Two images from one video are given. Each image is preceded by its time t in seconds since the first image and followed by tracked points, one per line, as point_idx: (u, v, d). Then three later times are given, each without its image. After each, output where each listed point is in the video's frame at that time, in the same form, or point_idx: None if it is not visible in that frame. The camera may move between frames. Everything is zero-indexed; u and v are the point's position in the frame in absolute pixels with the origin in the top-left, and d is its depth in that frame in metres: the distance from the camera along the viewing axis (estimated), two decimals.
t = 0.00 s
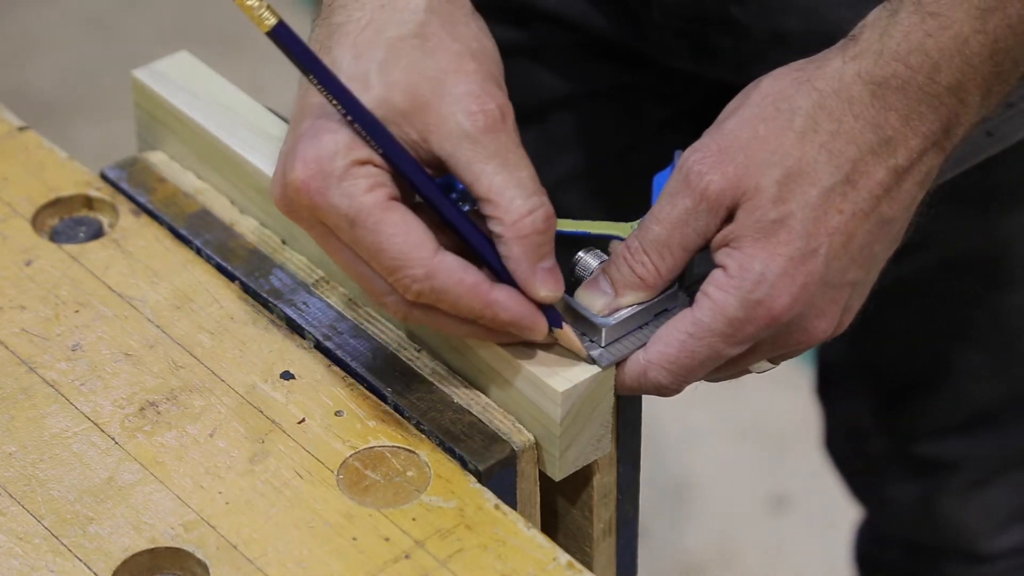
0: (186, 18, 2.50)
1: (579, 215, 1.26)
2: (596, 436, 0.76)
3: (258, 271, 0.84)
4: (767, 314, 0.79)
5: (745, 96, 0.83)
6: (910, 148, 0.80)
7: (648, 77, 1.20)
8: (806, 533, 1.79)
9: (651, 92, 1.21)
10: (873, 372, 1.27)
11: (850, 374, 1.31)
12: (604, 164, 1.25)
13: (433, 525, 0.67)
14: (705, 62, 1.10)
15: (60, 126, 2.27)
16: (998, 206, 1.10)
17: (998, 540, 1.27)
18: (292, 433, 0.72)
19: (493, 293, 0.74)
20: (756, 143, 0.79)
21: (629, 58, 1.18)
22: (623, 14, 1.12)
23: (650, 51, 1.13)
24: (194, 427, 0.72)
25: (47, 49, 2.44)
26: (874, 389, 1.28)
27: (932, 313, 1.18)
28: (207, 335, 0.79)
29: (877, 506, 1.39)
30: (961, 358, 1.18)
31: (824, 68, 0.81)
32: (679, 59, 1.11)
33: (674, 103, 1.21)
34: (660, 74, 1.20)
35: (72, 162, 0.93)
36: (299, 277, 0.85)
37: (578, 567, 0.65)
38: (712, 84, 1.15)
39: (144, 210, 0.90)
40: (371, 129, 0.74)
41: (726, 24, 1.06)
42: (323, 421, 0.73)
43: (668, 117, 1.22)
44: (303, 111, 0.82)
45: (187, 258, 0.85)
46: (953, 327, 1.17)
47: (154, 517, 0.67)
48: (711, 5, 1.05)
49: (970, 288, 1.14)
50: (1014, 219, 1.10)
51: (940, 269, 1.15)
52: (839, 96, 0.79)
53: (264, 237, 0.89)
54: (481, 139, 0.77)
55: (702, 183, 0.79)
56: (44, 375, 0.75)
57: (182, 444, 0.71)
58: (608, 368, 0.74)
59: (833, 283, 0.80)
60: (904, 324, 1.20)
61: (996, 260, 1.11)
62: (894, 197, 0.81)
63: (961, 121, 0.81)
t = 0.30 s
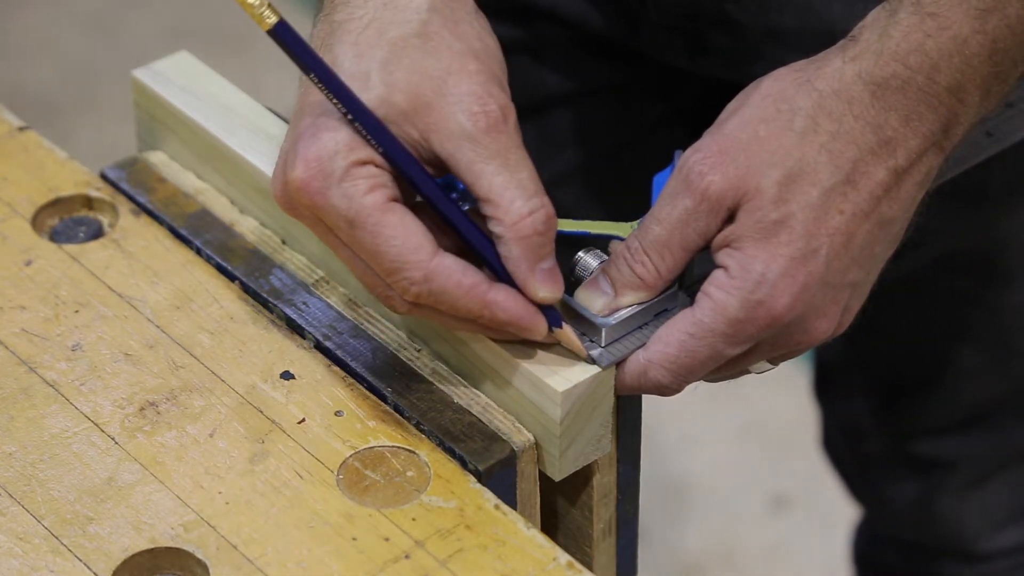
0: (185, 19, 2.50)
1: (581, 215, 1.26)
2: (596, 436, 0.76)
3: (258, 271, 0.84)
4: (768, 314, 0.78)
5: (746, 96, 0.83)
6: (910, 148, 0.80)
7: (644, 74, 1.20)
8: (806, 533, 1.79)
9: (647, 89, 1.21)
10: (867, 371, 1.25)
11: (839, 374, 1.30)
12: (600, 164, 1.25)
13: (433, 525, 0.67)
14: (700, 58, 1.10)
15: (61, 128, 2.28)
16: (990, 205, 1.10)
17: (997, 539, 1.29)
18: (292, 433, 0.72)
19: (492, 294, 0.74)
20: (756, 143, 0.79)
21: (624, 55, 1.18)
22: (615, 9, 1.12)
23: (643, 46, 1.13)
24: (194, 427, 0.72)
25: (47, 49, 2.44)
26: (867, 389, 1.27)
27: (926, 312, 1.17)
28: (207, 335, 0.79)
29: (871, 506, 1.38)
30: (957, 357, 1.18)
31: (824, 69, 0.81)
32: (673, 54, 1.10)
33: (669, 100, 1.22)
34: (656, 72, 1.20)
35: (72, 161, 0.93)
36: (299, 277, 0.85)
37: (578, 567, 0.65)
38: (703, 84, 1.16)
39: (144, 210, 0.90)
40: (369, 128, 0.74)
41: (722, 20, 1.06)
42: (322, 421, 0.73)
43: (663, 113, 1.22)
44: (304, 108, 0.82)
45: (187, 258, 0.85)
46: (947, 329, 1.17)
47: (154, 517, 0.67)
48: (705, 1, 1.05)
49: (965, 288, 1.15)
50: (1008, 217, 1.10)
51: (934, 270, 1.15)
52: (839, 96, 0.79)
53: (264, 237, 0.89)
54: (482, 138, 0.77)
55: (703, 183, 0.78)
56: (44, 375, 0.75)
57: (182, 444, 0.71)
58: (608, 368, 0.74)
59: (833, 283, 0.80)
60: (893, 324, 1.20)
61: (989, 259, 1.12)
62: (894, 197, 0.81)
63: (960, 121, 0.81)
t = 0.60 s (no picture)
0: (185, 19, 2.50)
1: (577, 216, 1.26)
2: (596, 436, 0.75)
3: (258, 272, 0.84)
4: (765, 311, 0.78)
5: (744, 95, 0.83)
6: (908, 146, 0.80)
7: (643, 74, 1.20)
8: (806, 533, 1.79)
9: (646, 89, 1.21)
10: (864, 370, 1.25)
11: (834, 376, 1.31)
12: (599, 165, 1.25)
13: (433, 525, 0.67)
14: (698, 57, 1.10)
15: (62, 129, 2.28)
16: (987, 201, 1.11)
17: (996, 537, 1.30)
18: (292, 433, 0.72)
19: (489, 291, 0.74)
20: (754, 142, 0.79)
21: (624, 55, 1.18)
22: (614, 9, 1.11)
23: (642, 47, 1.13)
24: (194, 427, 0.72)
25: (46, 49, 2.44)
26: (867, 388, 1.27)
27: (923, 310, 1.17)
28: (207, 335, 0.79)
29: (869, 505, 1.38)
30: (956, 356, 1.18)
31: (823, 67, 0.81)
32: (672, 53, 1.10)
33: (667, 99, 1.22)
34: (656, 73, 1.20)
35: (72, 161, 0.93)
36: (299, 278, 0.85)
37: (578, 567, 0.65)
38: (703, 83, 1.15)
39: (144, 210, 0.90)
40: (370, 125, 0.74)
41: (721, 21, 1.06)
42: (322, 421, 0.73)
43: (661, 112, 1.22)
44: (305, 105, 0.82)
45: (187, 258, 0.85)
46: (944, 327, 1.17)
47: (154, 517, 0.67)
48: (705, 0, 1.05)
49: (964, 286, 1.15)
50: (1006, 214, 1.11)
51: (931, 267, 1.15)
52: (837, 95, 0.79)
53: (264, 237, 0.89)
54: (483, 137, 0.77)
55: (700, 182, 0.78)
56: (43, 375, 0.75)
57: (182, 444, 0.71)
58: (606, 366, 0.74)
59: (831, 282, 0.80)
60: (888, 323, 1.20)
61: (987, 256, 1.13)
62: (892, 194, 0.81)
63: (958, 118, 0.82)
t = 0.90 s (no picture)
0: (185, 19, 2.50)
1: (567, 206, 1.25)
2: (596, 436, 0.75)
3: (258, 272, 0.84)
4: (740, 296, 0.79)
5: (721, 81, 0.83)
6: (884, 132, 0.80)
7: (638, 74, 1.20)
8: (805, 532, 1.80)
9: (640, 88, 1.21)
10: (860, 368, 1.27)
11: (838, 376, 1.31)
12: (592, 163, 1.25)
13: (433, 525, 0.67)
14: (692, 56, 1.10)
15: (62, 129, 2.28)
16: (976, 197, 1.14)
17: (993, 538, 1.29)
18: (292, 433, 0.72)
19: (467, 275, 0.75)
20: (731, 128, 0.79)
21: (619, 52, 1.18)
22: (608, 7, 1.11)
23: (637, 45, 1.12)
24: (194, 427, 0.72)
25: (46, 49, 2.44)
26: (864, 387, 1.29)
27: (916, 309, 1.20)
28: (207, 335, 0.79)
29: (864, 503, 1.38)
30: (948, 352, 1.20)
31: (799, 54, 0.81)
32: (666, 51, 1.10)
33: (660, 98, 1.22)
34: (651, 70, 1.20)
35: (72, 161, 0.93)
36: (299, 278, 0.85)
37: (578, 567, 0.65)
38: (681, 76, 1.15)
39: (144, 210, 0.90)
40: (351, 108, 0.75)
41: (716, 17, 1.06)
42: (323, 422, 0.73)
43: (656, 111, 1.23)
44: (288, 90, 0.83)
45: (187, 258, 0.85)
46: (937, 325, 1.19)
47: (154, 517, 0.67)
48: None
49: (951, 279, 1.17)
50: (995, 209, 1.14)
51: (923, 264, 1.18)
52: (814, 82, 0.79)
53: (264, 237, 0.89)
54: (463, 122, 0.77)
55: (678, 167, 0.79)
56: (44, 375, 0.75)
57: (182, 444, 0.71)
58: (583, 350, 0.75)
59: (807, 266, 0.81)
60: (882, 321, 1.23)
61: (979, 252, 1.15)
62: (867, 179, 0.82)
63: (932, 106, 0.82)
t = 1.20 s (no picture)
0: (185, 19, 2.50)
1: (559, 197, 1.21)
2: (596, 436, 0.75)
3: (258, 272, 0.84)
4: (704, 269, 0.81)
5: (685, 61, 0.86)
6: (843, 111, 0.83)
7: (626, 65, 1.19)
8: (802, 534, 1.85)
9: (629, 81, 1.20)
10: (851, 365, 1.28)
11: (831, 375, 1.31)
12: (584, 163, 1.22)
13: (433, 525, 0.67)
14: (678, 47, 1.14)
15: (62, 129, 2.29)
16: (962, 190, 1.12)
17: (986, 535, 1.29)
18: (292, 433, 0.72)
19: (432, 248, 0.77)
20: (693, 105, 0.82)
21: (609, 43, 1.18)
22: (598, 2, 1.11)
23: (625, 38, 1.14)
24: (194, 427, 0.72)
25: (46, 49, 2.45)
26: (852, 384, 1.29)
27: (906, 305, 1.20)
28: (207, 335, 0.79)
29: (854, 499, 1.38)
30: (935, 347, 1.20)
31: (761, 33, 0.85)
32: (652, 44, 1.13)
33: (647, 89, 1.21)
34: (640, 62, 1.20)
35: (72, 161, 0.93)
36: (299, 278, 0.85)
37: (578, 567, 0.65)
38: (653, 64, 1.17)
39: (144, 210, 0.90)
40: (317, 81, 0.77)
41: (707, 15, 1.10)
42: (323, 421, 0.73)
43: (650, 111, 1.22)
44: (260, 66, 0.86)
45: (187, 258, 0.85)
46: (926, 321, 1.20)
47: (154, 517, 0.67)
48: None
49: (937, 274, 1.17)
50: (983, 203, 1.12)
51: (912, 260, 1.17)
52: (775, 60, 0.82)
53: (264, 238, 0.89)
54: (429, 97, 0.80)
55: (641, 144, 0.81)
56: (43, 375, 0.75)
57: (182, 444, 0.71)
58: (550, 326, 0.77)
59: (767, 242, 0.84)
60: (872, 316, 1.23)
61: (965, 247, 1.14)
62: (827, 157, 0.85)
63: (891, 86, 0.85)
